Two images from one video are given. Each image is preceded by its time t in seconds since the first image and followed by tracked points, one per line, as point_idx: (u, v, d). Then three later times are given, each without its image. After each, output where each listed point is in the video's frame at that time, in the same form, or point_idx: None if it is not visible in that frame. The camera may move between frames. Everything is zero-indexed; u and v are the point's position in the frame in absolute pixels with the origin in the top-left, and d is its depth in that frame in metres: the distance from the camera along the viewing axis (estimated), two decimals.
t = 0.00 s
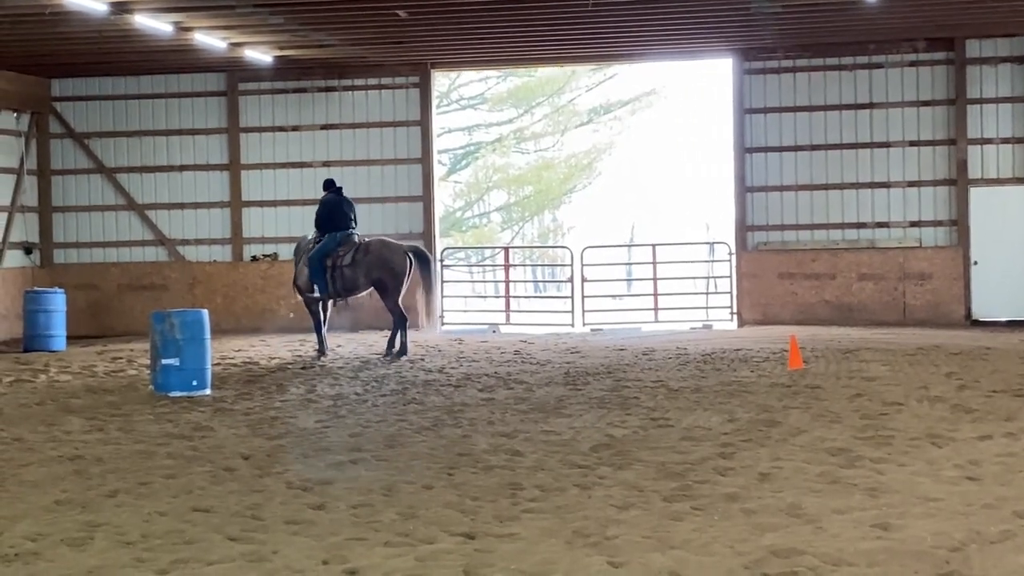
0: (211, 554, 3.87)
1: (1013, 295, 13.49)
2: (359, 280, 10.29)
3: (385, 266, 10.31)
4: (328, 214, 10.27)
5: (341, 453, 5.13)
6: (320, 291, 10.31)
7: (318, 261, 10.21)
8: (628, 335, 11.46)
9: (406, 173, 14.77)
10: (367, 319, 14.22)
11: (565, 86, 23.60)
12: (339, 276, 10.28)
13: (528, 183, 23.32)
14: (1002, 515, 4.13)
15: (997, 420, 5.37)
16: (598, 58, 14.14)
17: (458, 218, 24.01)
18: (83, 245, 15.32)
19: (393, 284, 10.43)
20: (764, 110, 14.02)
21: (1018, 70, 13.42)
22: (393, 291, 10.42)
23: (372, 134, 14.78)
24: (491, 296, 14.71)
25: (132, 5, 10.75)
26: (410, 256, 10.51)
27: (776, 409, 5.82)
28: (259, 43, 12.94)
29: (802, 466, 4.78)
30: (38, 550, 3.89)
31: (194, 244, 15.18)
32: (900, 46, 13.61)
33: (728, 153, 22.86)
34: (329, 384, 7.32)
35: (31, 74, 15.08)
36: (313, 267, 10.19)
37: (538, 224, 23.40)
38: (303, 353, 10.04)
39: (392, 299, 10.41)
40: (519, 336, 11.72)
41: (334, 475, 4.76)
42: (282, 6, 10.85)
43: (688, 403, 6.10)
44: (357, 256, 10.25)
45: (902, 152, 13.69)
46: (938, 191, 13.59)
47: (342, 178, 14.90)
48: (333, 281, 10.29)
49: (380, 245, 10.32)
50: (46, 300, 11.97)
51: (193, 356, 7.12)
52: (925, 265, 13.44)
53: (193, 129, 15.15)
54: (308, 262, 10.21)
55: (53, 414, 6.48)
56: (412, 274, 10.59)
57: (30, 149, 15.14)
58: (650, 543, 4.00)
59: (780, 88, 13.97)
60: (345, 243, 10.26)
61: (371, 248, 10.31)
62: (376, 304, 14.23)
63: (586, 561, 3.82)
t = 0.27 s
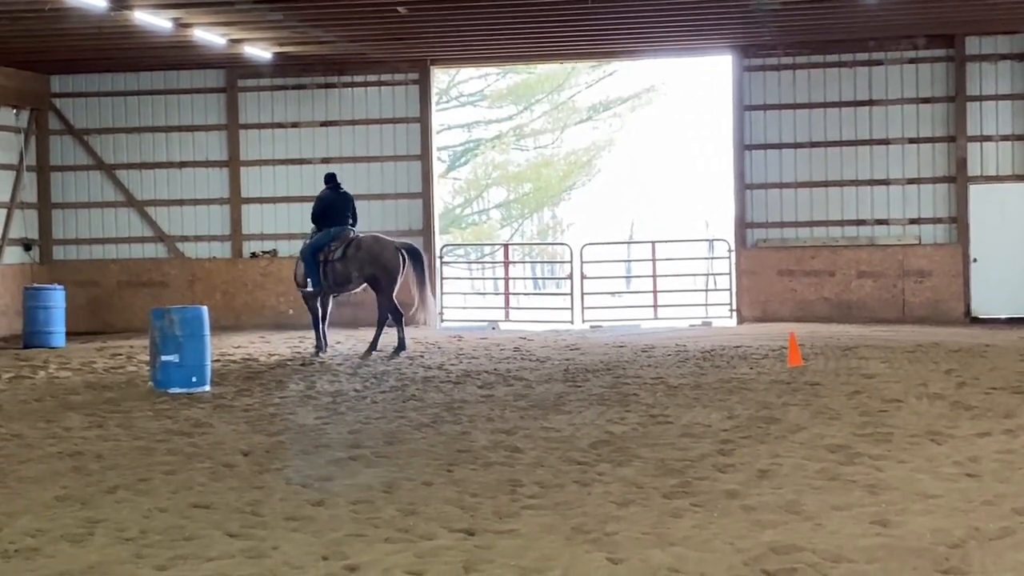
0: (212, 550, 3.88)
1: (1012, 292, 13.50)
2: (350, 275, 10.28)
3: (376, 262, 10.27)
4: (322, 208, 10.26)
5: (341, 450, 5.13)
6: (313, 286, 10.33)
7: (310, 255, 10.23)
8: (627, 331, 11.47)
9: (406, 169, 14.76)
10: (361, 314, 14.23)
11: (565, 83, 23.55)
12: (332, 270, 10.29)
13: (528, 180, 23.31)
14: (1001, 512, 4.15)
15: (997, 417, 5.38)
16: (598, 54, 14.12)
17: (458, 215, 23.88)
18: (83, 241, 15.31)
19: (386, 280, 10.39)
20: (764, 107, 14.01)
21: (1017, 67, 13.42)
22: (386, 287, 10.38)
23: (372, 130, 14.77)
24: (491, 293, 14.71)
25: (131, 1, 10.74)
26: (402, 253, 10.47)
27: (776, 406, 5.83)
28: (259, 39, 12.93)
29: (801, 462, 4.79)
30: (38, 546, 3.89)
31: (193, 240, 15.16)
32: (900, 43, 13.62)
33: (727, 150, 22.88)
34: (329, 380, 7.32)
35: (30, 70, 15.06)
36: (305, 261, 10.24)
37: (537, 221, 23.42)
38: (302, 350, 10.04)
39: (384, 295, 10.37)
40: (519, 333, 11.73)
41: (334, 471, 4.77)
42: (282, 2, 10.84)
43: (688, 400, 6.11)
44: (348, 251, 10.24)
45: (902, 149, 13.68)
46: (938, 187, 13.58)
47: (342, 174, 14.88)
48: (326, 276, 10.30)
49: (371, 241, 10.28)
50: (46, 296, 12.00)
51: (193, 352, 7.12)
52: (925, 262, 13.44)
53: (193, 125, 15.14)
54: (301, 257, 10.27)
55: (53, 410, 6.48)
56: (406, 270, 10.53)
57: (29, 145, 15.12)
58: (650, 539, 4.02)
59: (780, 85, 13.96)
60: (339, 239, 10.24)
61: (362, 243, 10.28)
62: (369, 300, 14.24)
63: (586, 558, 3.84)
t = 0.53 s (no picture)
0: (209, 546, 3.89)
1: (1008, 289, 13.53)
2: (336, 270, 10.16)
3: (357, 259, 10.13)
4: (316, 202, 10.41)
5: (337, 446, 5.13)
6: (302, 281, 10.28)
7: (300, 250, 10.25)
8: (624, 328, 11.48)
9: (403, 166, 14.73)
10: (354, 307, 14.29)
11: (562, 79, 23.51)
12: (320, 266, 10.21)
13: (524, 177, 23.30)
14: (997, 508, 4.17)
15: (993, 414, 5.38)
16: (594, 51, 14.11)
17: (454, 211, 23.83)
18: (79, 237, 15.29)
19: (369, 276, 10.26)
20: (761, 104, 14.02)
21: (1014, 64, 13.43)
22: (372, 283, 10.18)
23: (369, 127, 14.77)
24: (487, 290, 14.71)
25: None
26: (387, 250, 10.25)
27: (772, 402, 5.83)
28: (255, 35, 12.92)
29: (798, 458, 4.79)
30: (35, 541, 3.89)
31: (189, 237, 15.15)
32: (897, 40, 13.64)
33: (724, 148, 22.92)
34: (325, 377, 7.32)
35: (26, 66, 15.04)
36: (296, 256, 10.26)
37: (534, 218, 23.45)
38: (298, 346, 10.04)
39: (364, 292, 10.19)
40: (516, 329, 11.73)
41: (331, 467, 4.77)
42: None
43: (684, 396, 6.11)
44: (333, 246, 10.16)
45: (899, 146, 13.68)
46: (935, 184, 13.60)
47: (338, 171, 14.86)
48: (315, 271, 10.24)
49: (354, 236, 10.14)
50: (42, 292, 11.98)
51: (190, 347, 7.13)
52: (921, 258, 13.47)
53: (189, 121, 15.12)
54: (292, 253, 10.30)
55: (49, 406, 6.48)
56: (390, 267, 10.31)
57: (25, 141, 15.10)
58: (646, 535, 4.04)
59: (776, 81, 13.97)
60: (328, 233, 10.26)
61: (347, 238, 10.17)
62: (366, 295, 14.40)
63: (583, 554, 3.85)
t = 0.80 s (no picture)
0: (202, 541, 3.89)
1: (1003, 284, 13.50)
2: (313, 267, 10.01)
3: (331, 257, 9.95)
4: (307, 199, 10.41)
5: (330, 441, 5.13)
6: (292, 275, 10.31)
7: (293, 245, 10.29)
8: (617, 324, 11.47)
9: (396, 161, 14.75)
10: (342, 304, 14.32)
11: (555, 74, 23.51)
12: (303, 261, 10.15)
13: (517, 172, 23.33)
14: (990, 504, 4.18)
15: (986, 410, 5.39)
16: (587, 47, 14.10)
17: (447, 207, 23.91)
18: (72, 232, 15.29)
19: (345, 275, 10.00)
20: (754, 100, 14.02)
21: (1007, 60, 13.40)
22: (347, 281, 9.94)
23: (362, 122, 14.76)
24: (481, 285, 14.69)
25: None
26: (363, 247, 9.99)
27: (765, 398, 5.84)
28: (249, 30, 12.90)
29: (791, 454, 4.80)
30: (28, 536, 3.90)
31: (182, 232, 15.15)
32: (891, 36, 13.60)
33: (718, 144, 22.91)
34: (319, 372, 7.32)
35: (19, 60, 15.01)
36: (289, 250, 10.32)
37: (527, 213, 23.41)
38: (292, 341, 10.02)
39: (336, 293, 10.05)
40: (509, 325, 11.73)
41: (325, 462, 4.78)
42: None
43: (678, 392, 6.11)
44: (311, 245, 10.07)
45: (892, 142, 13.69)
46: (928, 180, 13.61)
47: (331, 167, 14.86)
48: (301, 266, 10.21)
49: (329, 233, 9.97)
50: (35, 287, 11.95)
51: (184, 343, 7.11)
52: (914, 254, 13.45)
53: (182, 116, 15.11)
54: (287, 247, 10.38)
55: (43, 401, 6.48)
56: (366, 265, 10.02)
57: (18, 135, 15.10)
58: (640, 531, 4.06)
59: (769, 77, 13.97)
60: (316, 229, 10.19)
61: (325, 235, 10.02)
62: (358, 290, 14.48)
63: (577, 550, 3.86)
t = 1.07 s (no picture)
0: (190, 536, 3.90)
1: (993, 281, 13.48)
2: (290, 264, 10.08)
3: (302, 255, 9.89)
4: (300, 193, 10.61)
5: (319, 437, 5.13)
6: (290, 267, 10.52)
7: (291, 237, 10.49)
8: (605, 319, 11.49)
9: (384, 157, 14.75)
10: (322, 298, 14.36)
11: (544, 70, 23.41)
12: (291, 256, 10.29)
13: (506, 167, 23.13)
14: (977, 499, 4.19)
15: (974, 405, 5.39)
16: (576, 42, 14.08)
17: (436, 202, 23.70)
18: (60, 227, 15.27)
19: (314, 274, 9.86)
20: (743, 95, 13.99)
21: (996, 56, 13.42)
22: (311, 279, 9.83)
23: (350, 118, 14.78)
24: (470, 281, 14.68)
25: None
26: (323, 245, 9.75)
27: (753, 394, 5.84)
28: (237, 25, 12.88)
29: (779, 450, 4.80)
30: (15, 531, 3.89)
31: (170, 227, 15.13)
32: (880, 32, 13.60)
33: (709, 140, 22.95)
34: (307, 367, 7.32)
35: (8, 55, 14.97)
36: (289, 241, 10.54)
37: (516, 209, 23.37)
38: (281, 336, 10.01)
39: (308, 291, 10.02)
40: (498, 321, 11.74)
41: (313, 457, 4.78)
42: None
43: (666, 387, 6.12)
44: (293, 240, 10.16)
45: (881, 138, 13.70)
46: (917, 176, 13.62)
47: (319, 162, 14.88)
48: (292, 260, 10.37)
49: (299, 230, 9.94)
50: (23, 283, 11.93)
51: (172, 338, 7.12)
52: (903, 250, 13.47)
53: (171, 110, 15.09)
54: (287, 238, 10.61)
55: (31, 396, 6.47)
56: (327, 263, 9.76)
57: (7, 131, 15.10)
58: (628, 526, 4.07)
59: (758, 73, 13.96)
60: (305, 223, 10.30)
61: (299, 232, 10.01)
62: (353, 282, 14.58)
63: (565, 545, 3.87)
